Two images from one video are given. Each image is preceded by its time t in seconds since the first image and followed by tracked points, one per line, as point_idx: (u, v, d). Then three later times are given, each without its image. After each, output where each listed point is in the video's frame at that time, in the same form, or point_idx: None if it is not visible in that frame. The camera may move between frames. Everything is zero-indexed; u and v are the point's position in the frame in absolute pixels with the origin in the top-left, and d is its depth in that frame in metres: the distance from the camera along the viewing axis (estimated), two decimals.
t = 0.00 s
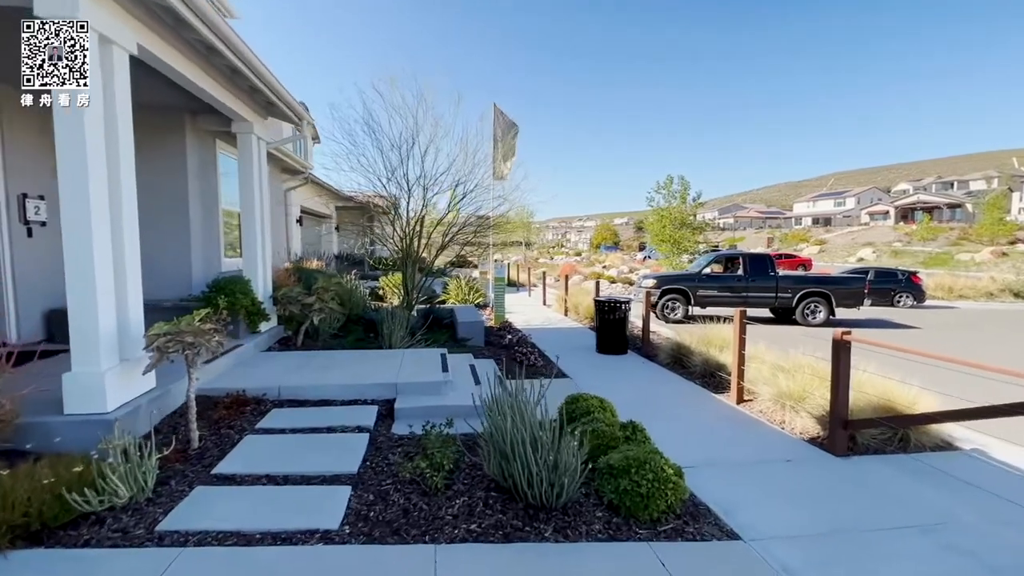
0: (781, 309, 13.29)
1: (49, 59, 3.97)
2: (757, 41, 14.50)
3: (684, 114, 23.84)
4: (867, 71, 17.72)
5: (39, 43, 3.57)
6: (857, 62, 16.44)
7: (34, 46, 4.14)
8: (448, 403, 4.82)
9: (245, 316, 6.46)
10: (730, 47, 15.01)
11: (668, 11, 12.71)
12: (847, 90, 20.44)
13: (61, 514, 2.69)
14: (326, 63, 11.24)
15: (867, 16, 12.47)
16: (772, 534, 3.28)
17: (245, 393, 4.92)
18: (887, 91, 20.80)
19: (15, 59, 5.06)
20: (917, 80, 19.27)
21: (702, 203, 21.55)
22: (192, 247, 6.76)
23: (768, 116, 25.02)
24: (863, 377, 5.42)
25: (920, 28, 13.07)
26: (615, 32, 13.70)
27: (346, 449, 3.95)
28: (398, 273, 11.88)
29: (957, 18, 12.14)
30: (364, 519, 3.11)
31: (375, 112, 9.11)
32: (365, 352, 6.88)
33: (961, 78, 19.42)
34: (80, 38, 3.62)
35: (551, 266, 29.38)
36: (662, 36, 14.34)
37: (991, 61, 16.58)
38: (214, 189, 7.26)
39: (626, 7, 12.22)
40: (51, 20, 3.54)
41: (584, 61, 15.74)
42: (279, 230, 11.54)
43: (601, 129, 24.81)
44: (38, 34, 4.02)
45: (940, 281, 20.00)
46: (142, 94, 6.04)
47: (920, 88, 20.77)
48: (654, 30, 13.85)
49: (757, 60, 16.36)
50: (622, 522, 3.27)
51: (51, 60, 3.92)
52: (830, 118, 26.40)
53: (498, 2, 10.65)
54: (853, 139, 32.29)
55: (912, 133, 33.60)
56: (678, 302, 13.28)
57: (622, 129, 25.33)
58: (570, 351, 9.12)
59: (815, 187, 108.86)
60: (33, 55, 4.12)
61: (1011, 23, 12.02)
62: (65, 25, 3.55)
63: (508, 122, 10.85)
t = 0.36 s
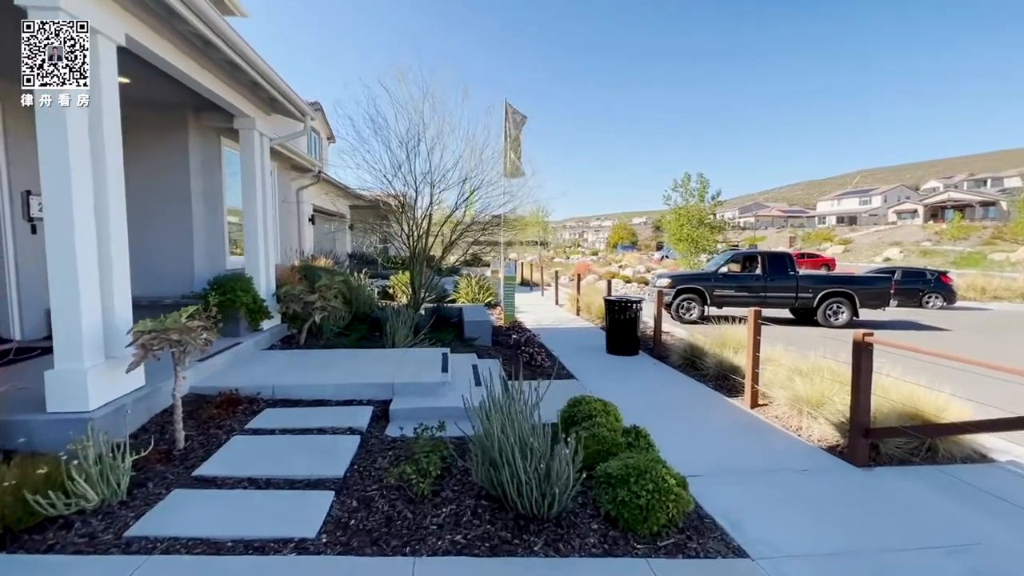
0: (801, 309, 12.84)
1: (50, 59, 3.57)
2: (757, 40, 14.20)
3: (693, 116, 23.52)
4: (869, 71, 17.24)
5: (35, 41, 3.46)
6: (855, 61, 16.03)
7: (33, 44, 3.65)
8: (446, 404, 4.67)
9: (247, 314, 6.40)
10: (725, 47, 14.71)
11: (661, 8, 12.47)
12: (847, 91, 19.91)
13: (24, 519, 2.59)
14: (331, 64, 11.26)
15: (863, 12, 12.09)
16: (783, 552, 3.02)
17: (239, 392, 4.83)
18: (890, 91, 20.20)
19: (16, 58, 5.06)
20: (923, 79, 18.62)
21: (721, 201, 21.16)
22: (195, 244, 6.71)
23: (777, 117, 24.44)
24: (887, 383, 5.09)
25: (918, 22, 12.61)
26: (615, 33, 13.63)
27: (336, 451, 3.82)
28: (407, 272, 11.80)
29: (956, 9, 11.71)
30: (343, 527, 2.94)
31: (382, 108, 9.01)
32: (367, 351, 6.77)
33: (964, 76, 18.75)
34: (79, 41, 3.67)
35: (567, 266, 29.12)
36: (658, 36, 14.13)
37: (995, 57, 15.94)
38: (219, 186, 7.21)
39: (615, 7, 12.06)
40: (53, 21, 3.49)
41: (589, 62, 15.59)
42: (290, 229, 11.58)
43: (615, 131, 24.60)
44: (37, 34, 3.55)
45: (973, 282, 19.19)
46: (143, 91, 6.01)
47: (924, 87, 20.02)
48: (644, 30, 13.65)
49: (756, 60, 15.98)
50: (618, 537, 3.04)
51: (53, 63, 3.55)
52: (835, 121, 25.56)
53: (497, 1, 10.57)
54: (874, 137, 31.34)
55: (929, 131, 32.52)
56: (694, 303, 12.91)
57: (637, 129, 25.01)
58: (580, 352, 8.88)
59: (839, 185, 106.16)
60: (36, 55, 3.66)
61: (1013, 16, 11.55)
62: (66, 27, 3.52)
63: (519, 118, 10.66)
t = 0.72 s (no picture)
0: (828, 311, 12.28)
1: (50, 59, 3.42)
2: (757, 40, 13.87)
3: (701, 117, 23.09)
4: (870, 71, 16.61)
5: (36, 41, 3.37)
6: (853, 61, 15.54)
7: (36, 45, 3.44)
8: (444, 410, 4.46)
9: (251, 313, 6.31)
10: (720, 46, 14.35)
11: (670, 5, 12.12)
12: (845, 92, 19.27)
13: None
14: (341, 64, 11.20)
15: (863, 11, 11.71)
16: None
17: (234, 393, 4.71)
18: (890, 91, 19.40)
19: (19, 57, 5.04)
20: (922, 79, 17.84)
21: (745, 199, 20.47)
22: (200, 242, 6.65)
23: (784, 119, 23.76)
24: (920, 393, 4.69)
25: (918, 21, 12.14)
26: (616, 35, 13.47)
27: (324, 459, 3.64)
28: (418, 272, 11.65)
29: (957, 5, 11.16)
30: (321, 543, 2.74)
31: (390, 105, 8.89)
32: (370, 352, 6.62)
33: (964, 77, 17.97)
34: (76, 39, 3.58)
35: (586, 266, 28.69)
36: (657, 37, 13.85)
37: (994, 57, 15.28)
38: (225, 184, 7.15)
39: (611, 7, 11.84)
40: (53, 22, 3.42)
41: (594, 63, 15.37)
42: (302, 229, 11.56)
43: (632, 129, 24.13)
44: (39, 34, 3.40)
45: (1014, 282, 18.16)
46: (145, 87, 5.96)
47: (926, 87, 19.19)
48: (642, 30, 13.40)
49: (770, 58, 15.47)
50: (618, 560, 2.77)
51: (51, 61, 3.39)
52: (834, 121, 24.64)
53: None
54: (895, 135, 30.26)
55: (943, 130, 31.35)
56: (714, 303, 12.46)
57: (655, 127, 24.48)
58: (593, 353, 8.59)
59: (869, 182, 102.74)
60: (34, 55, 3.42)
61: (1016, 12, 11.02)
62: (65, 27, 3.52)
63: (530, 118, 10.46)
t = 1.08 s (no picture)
0: (860, 313, 11.65)
1: (49, 58, 3.45)
2: (766, 39, 13.71)
3: (711, 118, 22.76)
4: (869, 71, 16.35)
5: (36, 41, 3.40)
6: (851, 60, 15.21)
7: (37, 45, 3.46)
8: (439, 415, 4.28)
9: (255, 311, 6.27)
10: (717, 45, 14.15)
11: None
12: (845, 92, 18.85)
13: None
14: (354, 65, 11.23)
15: (864, 11, 11.72)
16: None
17: (229, 394, 4.64)
18: (890, 91, 18.91)
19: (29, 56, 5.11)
20: (922, 79, 17.43)
21: (773, 197, 19.79)
22: (208, 241, 6.66)
23: (791, 119, 23.05)
24: (958, 407, 4.28)
25: (916, 20, 12.08)
26: (619, 35, 13.34)
27: (308, 464, 3.50)
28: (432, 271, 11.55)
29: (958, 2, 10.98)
30: (290, 557, 2.58)
31: (402, 102, 8.81)
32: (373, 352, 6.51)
33: (964, 77, 17.53)
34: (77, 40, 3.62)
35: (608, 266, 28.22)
36: (660, 37, 13.67)
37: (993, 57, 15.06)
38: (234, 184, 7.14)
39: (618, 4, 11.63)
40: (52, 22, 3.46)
41: (612, 59, 15.06)
42: (317, 229, 11.60)
43: (654, 126, 23.65)
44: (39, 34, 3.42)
45: None
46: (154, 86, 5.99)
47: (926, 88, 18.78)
48: (651, 27, 13.16)
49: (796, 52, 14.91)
50: None
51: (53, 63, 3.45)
52: (839, 121, 23.81)
53: None
54: (915, 133, 29.28)
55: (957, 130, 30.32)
56: (737, 305, 11.99)
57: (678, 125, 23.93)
58: (607, 356, 8.30)
59: (908, 179, 98.52)
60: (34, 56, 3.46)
61: (1016, 11, 10.90)
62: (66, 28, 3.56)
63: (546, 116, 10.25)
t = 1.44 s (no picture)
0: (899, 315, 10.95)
1: (50, 59, 3.52)
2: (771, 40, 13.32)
3: (729, 117, 22.16)
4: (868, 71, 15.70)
5: (36, 41, 3.43)
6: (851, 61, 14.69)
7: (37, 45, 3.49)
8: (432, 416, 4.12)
9: (262, 308, 6.28)
10: (725, 43, 13.72)
11: None
12: (845, 93, 18.13)
13: None
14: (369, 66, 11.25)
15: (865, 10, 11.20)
16: None
17: (226, 392, 4.59)
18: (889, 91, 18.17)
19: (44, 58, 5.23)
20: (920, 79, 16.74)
21: (807, 194, 18.94)
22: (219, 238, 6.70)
23: (789, 118, 22.22)
24: (1002, 421, 3.86)
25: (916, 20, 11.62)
26: (632, 32, 13.03)
27: (292, 466, 3.38)
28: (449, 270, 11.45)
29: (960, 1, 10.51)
30: (254, 566, 2.43)
31: (415, 99, 8.68)
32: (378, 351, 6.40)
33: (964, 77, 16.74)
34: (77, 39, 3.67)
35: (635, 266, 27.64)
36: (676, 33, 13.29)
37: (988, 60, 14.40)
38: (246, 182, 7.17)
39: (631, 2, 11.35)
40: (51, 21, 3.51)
41: (632, 56, 14.71)
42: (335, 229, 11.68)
43: (680, 123, 23.04)
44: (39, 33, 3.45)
45: None
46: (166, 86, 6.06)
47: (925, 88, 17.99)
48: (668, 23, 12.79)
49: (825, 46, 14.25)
50: None
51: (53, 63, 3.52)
52: (839, 122, 23.00)
53: None
54: (939, 131, 27.92)
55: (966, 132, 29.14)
56: (765, 306, 11.45)
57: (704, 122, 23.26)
58: (623, 358, 8.00)
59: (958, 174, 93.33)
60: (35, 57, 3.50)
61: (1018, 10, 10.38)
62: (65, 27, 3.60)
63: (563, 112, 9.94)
